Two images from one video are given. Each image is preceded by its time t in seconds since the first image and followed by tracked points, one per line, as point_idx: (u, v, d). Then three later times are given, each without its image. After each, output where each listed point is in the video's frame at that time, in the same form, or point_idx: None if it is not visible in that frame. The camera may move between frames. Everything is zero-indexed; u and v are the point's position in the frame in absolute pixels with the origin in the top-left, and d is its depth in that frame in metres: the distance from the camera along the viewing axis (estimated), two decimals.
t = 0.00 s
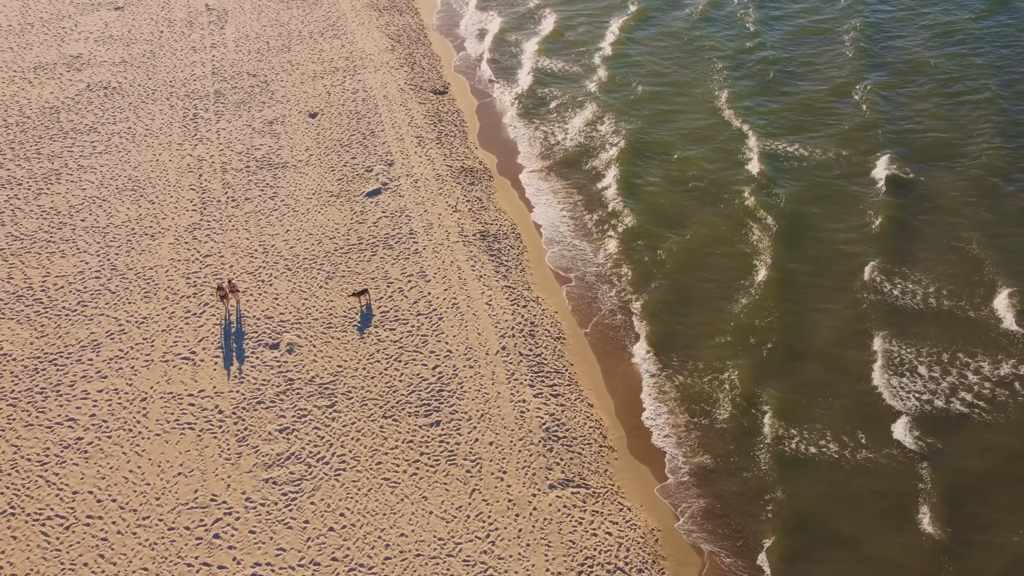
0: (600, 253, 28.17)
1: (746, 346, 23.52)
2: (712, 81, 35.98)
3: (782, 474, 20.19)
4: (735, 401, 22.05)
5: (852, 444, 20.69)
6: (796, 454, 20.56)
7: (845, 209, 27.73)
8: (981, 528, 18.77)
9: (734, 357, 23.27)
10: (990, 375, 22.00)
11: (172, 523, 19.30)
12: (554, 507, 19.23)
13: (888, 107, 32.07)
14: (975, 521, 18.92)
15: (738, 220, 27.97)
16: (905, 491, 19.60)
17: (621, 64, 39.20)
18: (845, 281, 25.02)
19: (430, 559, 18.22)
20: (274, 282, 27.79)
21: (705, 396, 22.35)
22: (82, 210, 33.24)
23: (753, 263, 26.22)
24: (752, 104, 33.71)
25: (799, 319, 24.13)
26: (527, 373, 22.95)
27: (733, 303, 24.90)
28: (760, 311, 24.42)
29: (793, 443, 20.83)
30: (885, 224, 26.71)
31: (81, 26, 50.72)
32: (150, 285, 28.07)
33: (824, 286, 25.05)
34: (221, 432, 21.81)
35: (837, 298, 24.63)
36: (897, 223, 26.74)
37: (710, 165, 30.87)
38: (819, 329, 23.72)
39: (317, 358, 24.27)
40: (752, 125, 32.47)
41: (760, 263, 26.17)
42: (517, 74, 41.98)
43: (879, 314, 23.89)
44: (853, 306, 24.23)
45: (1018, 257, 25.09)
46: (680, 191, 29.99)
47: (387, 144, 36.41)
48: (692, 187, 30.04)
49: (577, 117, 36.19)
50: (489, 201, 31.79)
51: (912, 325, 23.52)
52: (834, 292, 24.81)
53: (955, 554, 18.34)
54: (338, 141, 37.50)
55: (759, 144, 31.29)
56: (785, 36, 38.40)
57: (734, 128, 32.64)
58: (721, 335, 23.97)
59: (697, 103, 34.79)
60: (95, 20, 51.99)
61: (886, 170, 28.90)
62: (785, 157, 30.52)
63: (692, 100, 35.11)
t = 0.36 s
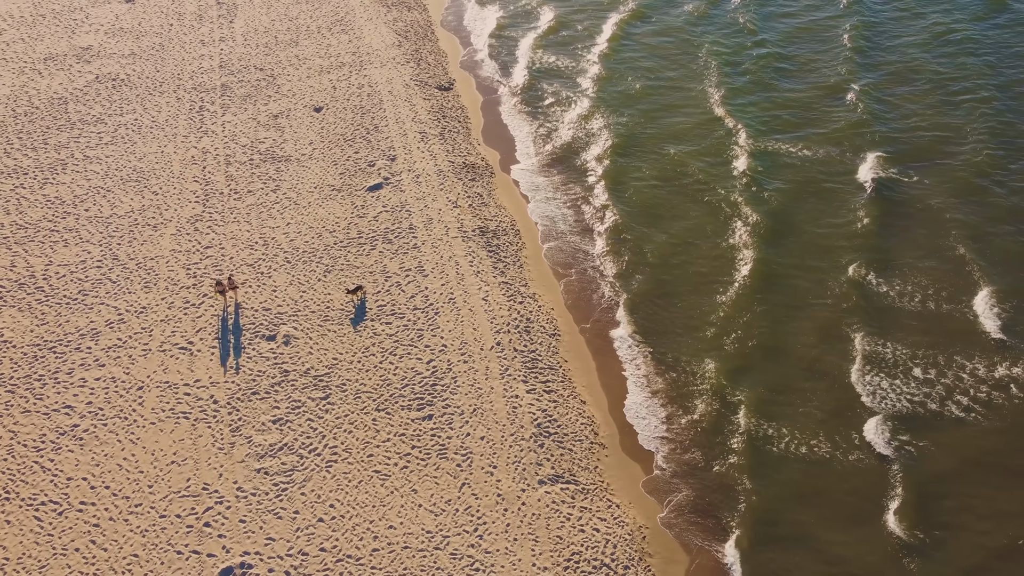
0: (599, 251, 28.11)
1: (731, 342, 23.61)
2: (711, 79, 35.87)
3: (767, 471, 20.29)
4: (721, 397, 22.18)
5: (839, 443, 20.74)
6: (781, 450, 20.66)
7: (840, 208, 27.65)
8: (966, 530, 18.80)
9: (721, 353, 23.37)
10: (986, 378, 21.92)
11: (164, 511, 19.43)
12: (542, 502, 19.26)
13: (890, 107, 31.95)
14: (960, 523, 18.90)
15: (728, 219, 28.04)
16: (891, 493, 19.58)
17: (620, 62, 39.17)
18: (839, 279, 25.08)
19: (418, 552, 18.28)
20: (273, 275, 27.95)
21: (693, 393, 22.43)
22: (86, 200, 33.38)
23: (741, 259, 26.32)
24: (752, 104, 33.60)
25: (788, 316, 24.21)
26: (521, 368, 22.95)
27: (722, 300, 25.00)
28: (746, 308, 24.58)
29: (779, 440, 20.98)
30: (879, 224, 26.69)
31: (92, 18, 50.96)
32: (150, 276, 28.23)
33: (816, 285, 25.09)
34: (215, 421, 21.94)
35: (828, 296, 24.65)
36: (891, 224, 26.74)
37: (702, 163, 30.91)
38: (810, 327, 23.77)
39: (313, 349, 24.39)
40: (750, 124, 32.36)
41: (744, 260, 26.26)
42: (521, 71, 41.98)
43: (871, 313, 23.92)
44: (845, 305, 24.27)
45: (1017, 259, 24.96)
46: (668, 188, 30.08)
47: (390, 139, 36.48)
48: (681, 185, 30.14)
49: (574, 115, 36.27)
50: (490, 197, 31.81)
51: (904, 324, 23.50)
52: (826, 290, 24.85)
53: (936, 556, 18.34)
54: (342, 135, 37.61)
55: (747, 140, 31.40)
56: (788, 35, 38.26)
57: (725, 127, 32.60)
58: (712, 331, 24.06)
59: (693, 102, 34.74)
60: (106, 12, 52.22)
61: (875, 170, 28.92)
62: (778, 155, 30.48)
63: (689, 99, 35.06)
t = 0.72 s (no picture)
0: (598, 248, 28.07)
1: (719, 338, 23.71)
2: (705, 79, 36.07)
3: (752, 466, 20.39)
4: (707, 393, 22.28)
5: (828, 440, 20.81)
6: (766, 446, 20.74)
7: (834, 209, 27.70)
8: (950, 531, 18.82)
9: (709, 348, 23.47)
10: (982, 381, 21.89)
11: (157, 498, 19.57)
12: (532, 497, 19.30)
13: (891, 111, 32.00)
14: (943, 524, 18.96)
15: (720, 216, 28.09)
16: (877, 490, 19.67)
17: (620, 63, 39.34)
18: (830, 279, 25.12)
19: (406, 544, 18.36)
20: (273, 267, 28.12)
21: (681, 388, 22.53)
22: (92, 189, 33.45)
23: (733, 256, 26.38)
24: (751, 104, 33.68)
25: (776, 314, 24.29)
26: (516, 364, 22.97)
27: (710, 296, 25.11)
28: (737, 305, 24.70)
29: (765, 435, 21.04)
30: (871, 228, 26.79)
31: (102, 11, 51.10)
32: (152, 266, 28.39)
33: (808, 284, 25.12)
34: (211, 411, 22.09)
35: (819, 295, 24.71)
36: (887, 227, 26.80)
37: (692, 161, 31.10)
38: (799, 326, 23.84)
39: (310, 342, 24.53)
40: (745, 124, 32.49)
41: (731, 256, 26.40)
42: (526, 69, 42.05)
43: (862, 314, 23.98)
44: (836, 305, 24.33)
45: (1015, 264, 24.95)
46: (661, 186, 30.19)
47: (394, 134, 36.54)
48: (672, 183, 30.28)
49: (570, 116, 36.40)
50: (492, 194, 31.84)
51: (896, 325, 23.53)
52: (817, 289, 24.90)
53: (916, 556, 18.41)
54: (347, 130, 37.71)
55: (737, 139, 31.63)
56: (791, 37, 38.30)
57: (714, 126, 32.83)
58: (702, 328, 24.11)
59: (687, 102, 34.93)
60: (117, 5, 52.39)
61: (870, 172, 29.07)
62: (771, 155, 30.61)
63: (684, 98, 35.23)
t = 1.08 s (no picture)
0: (600, 247, 28.00)
1: (716, 336, 23.67)
2: (701, 77, 36.16)
3: (738, 463, 20.40)
4: (698, 389, 22.27)
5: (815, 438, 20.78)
6: (755, 444, 20.75)
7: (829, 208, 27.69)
8: (933, 533, 18.78)
9: (698, 344, 23.48)
10: (975, 384, 21.74)
11: (152, 486, 19.73)
12: (523, 493, 19.34)
13: (896, 113, 31.91)
14: (932, 527, 18.89)
15: (713, 216, 28.03)
16: (861, 490, 19.65)
17: (621, 62, 39.43)
18: (822, 278, 25.11)
19: (396, 537, 18.44)
20: (275, 260, 28.28)
21: (671, 385, 22.51)
22: (99, 179, 33.58)
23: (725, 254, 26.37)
24: (754, 105, 33.64)
25: (766, 311, 24.28)
26: (512, 360, 22.98)
27: (699, 292, 25.14)
28: (727, 302, 24.69)
29: (752, 432, 21.06)
30: (866, 228, 26.77)
31: (116, 3, 51.31)
32: (156, 256, 28.56)
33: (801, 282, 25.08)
34: (208, 401, 22.24)
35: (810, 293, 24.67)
36: (887, 228, 26.71)
37: (684, 160, 31.20)
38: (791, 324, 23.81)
39: (309, 334, 24.67)
40: (748, 124, 32.45)
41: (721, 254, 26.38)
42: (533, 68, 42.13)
43: (854, 313, 23.97)
44: (829, 303, 24.30)
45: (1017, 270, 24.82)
46: (661, 185, 30.20)
47: (400, 130, 36.61)
48: (666, 182, 30.32)
49: (566, 117, 36.53)
50: (495, 190, 31.86)
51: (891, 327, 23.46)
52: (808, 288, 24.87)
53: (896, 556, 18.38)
54: (353, 125, 37.82)
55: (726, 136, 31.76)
56: (798, 38, 38.26)
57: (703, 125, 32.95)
58: (694, 324, 24.12)
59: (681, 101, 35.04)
60: None
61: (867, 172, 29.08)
62: (766, 155, 30.62)
63: (679, 97, 35.36)
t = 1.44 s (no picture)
0: (607, 245, 27.88)
1: (718, 335, 23.60)
2: (703, 78, 36.36)
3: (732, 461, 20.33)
4: (698, 389, 22.19)
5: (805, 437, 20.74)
6: (754, 445, 20.64)
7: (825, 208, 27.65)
8: (920, 536, 18.65)
9: (687, 341, 23.52)
10: (972, 389, 21.57)
11: (153, 471, 19.94)
12: (520, 488, 19.35)
13: (908, 118, 31.68)
14: (929, 531, 18.72)
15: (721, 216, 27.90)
16: (846, 489, 19.60)
17: (632, 62, 39.46)
18: (816, 277, 25.05)
19: (392, 528, 18.52)
20: (284, 251, 28.48)
21: (660, 381, 22.58)
22: (114, 168, 33.87)
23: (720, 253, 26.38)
24: (765, 109, 33.53)
25: (770, 312, 24.15)
26: (514, 356, 22.99)
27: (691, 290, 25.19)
28: (719, 300, 24.71)
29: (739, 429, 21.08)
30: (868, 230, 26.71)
31: None
32: (166, 245, 28.82)
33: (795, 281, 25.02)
34: (212, 389, 22.42)
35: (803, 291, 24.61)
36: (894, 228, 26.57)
37: (684, 160, 31.28)
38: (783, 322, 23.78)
39: (314, 325, 24.82)
40: (760, 127, 32.35)
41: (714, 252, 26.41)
42: (547, 66, 42.14)
43: (850, 313, 23.92)
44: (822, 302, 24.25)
45: None
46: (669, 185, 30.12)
47: (413, 125, 36.68)
48: (672, 181, 30.27)
49: (574, 116, 36.59)
50: (505, 187, 31.84)
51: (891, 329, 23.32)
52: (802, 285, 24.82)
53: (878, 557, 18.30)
54: (367, 119, 37.94)
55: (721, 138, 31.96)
56: (812, 41, 38.09)
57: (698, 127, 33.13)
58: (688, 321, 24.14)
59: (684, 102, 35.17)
60: None
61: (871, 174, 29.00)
62: (767, 156, 30.61)
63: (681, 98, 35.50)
